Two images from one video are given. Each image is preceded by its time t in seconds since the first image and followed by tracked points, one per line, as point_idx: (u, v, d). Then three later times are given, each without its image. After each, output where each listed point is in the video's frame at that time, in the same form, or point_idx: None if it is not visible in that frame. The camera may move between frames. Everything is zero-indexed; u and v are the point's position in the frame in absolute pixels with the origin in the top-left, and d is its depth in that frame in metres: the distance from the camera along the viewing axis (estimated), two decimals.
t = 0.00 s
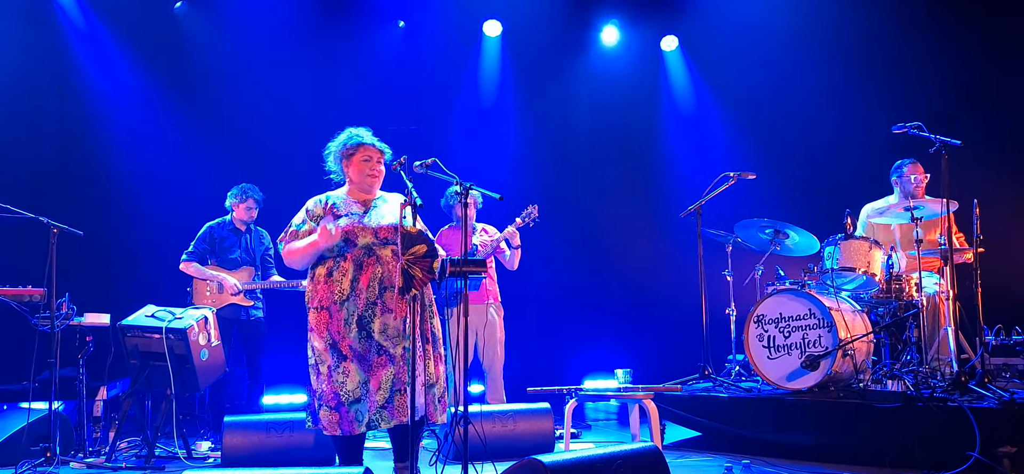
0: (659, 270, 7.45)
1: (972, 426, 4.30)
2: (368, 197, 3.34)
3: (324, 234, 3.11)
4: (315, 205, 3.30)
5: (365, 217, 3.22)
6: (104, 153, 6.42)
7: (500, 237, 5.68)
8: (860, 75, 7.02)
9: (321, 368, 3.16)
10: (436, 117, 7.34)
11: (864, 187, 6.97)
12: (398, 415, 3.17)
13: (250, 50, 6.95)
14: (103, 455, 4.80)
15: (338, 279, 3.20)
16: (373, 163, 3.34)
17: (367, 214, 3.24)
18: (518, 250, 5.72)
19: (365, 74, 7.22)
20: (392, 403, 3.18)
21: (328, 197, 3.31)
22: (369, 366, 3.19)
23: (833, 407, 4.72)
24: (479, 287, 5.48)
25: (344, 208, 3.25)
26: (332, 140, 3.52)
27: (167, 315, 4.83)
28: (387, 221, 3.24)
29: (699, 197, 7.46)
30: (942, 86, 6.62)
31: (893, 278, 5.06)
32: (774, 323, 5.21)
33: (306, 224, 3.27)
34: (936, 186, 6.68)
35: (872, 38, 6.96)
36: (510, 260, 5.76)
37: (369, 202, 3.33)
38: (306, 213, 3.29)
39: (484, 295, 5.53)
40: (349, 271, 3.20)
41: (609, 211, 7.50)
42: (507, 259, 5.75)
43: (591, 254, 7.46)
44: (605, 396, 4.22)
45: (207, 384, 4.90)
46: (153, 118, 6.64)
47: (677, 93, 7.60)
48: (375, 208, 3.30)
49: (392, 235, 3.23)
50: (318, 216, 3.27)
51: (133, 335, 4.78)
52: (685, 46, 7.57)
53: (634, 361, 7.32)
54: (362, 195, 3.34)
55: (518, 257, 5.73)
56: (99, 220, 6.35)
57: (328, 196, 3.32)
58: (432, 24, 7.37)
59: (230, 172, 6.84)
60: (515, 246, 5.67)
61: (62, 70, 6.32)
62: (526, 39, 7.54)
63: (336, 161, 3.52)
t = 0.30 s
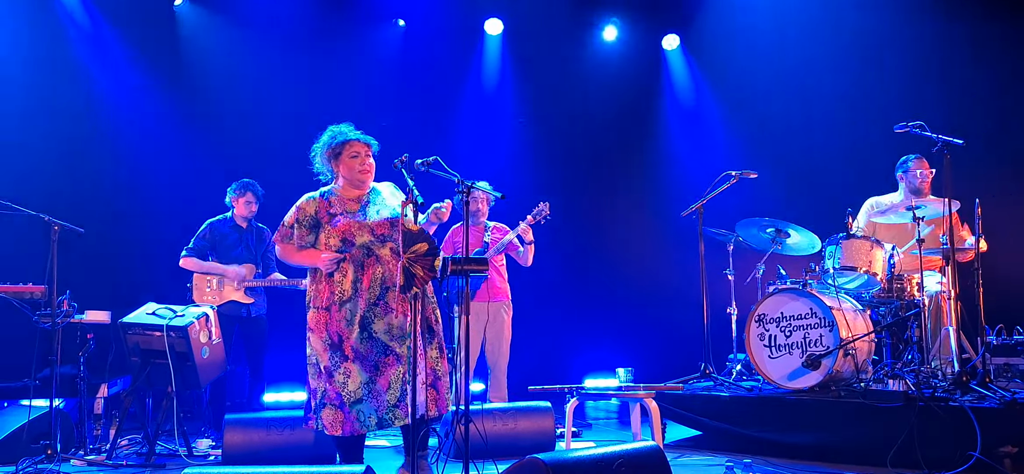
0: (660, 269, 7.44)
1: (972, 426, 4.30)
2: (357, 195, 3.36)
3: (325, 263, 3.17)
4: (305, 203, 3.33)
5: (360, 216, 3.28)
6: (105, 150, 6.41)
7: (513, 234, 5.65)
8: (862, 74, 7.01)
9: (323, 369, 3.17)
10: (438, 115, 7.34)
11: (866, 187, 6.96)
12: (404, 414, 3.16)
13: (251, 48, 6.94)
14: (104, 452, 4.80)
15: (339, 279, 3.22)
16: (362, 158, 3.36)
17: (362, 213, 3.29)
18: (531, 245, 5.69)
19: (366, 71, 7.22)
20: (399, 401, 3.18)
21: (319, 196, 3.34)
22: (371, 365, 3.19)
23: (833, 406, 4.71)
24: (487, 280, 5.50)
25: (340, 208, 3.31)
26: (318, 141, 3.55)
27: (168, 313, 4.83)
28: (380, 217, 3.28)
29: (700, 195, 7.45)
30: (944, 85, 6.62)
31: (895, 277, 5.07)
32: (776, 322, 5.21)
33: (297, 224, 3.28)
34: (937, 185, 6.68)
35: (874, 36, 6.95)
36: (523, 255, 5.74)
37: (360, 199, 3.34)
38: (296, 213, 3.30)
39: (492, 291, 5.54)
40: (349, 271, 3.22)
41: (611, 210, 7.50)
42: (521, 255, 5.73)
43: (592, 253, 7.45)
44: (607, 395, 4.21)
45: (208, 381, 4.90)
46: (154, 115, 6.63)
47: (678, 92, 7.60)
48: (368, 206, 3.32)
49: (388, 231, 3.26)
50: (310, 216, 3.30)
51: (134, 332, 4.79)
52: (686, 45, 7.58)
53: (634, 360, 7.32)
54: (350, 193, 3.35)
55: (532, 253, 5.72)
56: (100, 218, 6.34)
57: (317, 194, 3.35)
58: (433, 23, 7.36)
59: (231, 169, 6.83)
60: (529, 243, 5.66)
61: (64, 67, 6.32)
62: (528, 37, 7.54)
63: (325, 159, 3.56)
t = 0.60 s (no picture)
0: (661, 267, 7.44)
1: (972, 423, 4.31)
2: (377, 191, 3.39)
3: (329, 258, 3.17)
4: (325, 201, 3.39)
5: (368, 210, 3.29)
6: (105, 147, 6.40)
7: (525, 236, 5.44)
8: (863, 72, 7.00)
9: (317, 359, 3.18)
10: (438, 112, 7.34)
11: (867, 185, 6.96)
12: (397, 407, 3.18)
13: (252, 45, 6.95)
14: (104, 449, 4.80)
15: (341, 270, 3.24)
16: (382, 154, 3.41)
17: (372, 207, 3.31)
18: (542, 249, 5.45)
19: (367, 68, 7.22)
20: (392, 394, 3.19)
21: (339, 193, 3.40)
22: (364, 358, 3.20)
23: (833, 404, 4.71)
24: (497, 280, 5.48)
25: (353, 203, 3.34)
26: (336, 145, 3.57)
27: (169, 309, 4.83)
28: (390, 212, 3.30)
29: (701, 193, 7.44)
30: (945, 83, 6.61)
31: (895, 275, 5.05)
32: (777, 320, 5.22)
33: (314, 219, 3.32)
34: (938, 184, 6.68)
35: (875, 34, 6.95)
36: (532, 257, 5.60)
37: (379, 195, 3.37)
38: (316, 209, 3.35)
39: (501, 291, 5.52)
40: (351, 264, 3.23)
41: (611, 208, 7.50)
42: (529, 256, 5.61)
43: (592, 251, 7.46)
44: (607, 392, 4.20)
45: (208, 378, 4.90)
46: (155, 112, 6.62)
47: (678, 89, 7.59)
48: (384, 201, 3.35)
49: (394, 227, 3.28)
50: (326, 211, 3.34)
51: (135, 329, 4.79)
52: (686, 43, 7.58)
53: (635, 358, 7.32)
54: (370, 188, 3.39)
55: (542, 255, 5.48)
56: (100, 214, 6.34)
57: (337, 191, 3.41)
58: (432, 21, 7.38)
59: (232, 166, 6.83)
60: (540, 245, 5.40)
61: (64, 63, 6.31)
62: (528, 35, 7.54)
63: (343, 161, 3.56)
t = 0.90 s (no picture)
0: (661, 265, 7.44)
1: (972, 422, 4.31)
2: (393, 187, 3.42)
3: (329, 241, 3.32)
4: (347, 194, 3.53)
5: (377, 206, 3.33)
6: (106, 144, 6.41)
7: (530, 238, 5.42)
8: (862, 71, 7.01)
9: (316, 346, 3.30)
10: (439, 110, 7.34)
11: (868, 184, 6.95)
12: (388, 403, 3.18)
13: (251, 42, 6.95)
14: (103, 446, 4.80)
15: (348, 262, 3.35)
16: (395, 152, 3.40)
17: (382, 202, 3.35)
18: (547, 251, 5.45)
19: (367, 67, 7.22)
20: (384, 391, 3.20)
21: (358, 188, 3.50)
22: (358, 351, 3.23)
23: (832, 403, 4.71)
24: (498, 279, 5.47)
25: (365, 198, 3.41)
26: (354, 145, 3.61)
27: (169, 306, 4.83)
28: (398, 205, 3.32)
29: (701, 192, 7.45)
30: (945, 82, 6.60)
31: (895, 274, 5.10)
32: (776, 318, 5.22)
33: (333, 211, 3.48)
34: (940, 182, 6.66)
35: (875, 33, 6.93)
36: (535, 258, 5.59)
37: (394, 191, 3.40)
38: (337, 201, 3.51)
39: (502, 289, 5.51)
40: (356, 256, 3.32)
41: (611, 205, 7.51)
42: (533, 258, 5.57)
43: (592, 249, 7.47)
44: (606, 391, 4.20)
45: (208, 375, 4.90)
46: (155, 109, 6.61)
47: (678, 86, 7.60)
48: (395, 199, 3.36)
49: (399, 222, 3.29)
50: (344, 203, 3.48)
51: (134, 326, 4.78)
52: (686, 40, 7.56)
53: (635, 356, 7.32)
54: (386, 185, 3.43)
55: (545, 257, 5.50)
56: (100, 212, 6.35)
57: (360, 183, 3.51)
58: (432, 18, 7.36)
59: (232, 164, 6.83)
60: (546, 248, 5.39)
61: (63, 60, 6.29)
62: (527, 32, 7.51)
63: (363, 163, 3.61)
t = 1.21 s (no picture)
0: (661, 263, 7.45)
1: (972, 421, 4.31)
2: (398, 187, 3.41)
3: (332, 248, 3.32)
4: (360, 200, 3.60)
5: (380, 209, 3.33)
6: (107, 142, 6.40)
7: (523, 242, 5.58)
8: (863, 69, 6.99)
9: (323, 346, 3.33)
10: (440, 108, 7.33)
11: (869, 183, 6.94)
12: (388, 402, 3.19)
13: (252, 40, 6.93)
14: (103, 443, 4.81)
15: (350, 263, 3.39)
16: (395, 152, 3.42)
17: (387, 204, 3.35)
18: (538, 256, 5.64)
19: (367, 65, 7.21)
20: (384, 390, 3.20)
21: (369, 192, 3.54)
22: (358, 351, 3.24)
23: (833, 402, 4.70)
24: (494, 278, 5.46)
25: (372, 201, 3.44)
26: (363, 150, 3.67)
27: (169, 304, 4.83)
28: (396, 207, 3.32)
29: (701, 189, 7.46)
30: (947, 81, 6.58)
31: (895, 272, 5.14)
32: (776, 316, 5.22)
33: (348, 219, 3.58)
34: (940, 181, 6.65)
35: (878, 31, 6.91)
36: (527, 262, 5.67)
37: (399, 192, 3.39)
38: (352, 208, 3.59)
39: (498, 287, 5.51)
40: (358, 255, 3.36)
41: (611, 203, 7.52)
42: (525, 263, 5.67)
43: (592, 247, 7.46)
44: (606, 389, 4.19)
45: (207, 373, 4.90)
46: (157, 107, 6.61)
47: (678, 84, 7.61)
48: (397, 200, 3.35)
49: (399, 222, 3.28)
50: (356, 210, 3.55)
51: (134, 323, 4.77)
52: (687, 38, 7.56)
53: (634, 354, 7.32)
54: (395, 186, 3.41)
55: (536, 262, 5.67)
56: (100, 210, 6.35)
57: (373, 187, 3.56)
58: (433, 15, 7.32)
59: (232, 161, 6.83)
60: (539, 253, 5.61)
61: (63, 57, 6.27)
62: (527, 30, 7.48)
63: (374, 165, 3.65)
